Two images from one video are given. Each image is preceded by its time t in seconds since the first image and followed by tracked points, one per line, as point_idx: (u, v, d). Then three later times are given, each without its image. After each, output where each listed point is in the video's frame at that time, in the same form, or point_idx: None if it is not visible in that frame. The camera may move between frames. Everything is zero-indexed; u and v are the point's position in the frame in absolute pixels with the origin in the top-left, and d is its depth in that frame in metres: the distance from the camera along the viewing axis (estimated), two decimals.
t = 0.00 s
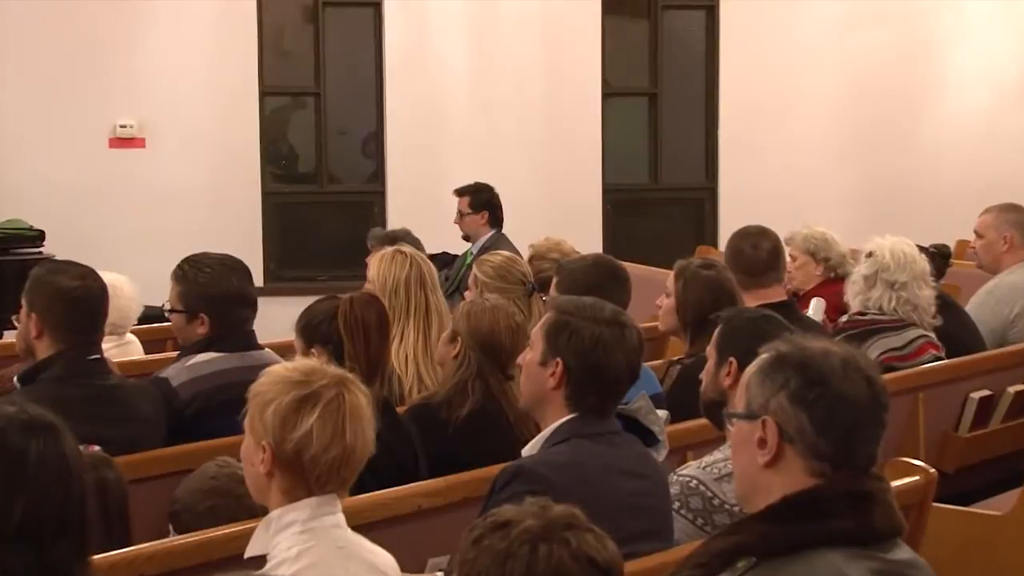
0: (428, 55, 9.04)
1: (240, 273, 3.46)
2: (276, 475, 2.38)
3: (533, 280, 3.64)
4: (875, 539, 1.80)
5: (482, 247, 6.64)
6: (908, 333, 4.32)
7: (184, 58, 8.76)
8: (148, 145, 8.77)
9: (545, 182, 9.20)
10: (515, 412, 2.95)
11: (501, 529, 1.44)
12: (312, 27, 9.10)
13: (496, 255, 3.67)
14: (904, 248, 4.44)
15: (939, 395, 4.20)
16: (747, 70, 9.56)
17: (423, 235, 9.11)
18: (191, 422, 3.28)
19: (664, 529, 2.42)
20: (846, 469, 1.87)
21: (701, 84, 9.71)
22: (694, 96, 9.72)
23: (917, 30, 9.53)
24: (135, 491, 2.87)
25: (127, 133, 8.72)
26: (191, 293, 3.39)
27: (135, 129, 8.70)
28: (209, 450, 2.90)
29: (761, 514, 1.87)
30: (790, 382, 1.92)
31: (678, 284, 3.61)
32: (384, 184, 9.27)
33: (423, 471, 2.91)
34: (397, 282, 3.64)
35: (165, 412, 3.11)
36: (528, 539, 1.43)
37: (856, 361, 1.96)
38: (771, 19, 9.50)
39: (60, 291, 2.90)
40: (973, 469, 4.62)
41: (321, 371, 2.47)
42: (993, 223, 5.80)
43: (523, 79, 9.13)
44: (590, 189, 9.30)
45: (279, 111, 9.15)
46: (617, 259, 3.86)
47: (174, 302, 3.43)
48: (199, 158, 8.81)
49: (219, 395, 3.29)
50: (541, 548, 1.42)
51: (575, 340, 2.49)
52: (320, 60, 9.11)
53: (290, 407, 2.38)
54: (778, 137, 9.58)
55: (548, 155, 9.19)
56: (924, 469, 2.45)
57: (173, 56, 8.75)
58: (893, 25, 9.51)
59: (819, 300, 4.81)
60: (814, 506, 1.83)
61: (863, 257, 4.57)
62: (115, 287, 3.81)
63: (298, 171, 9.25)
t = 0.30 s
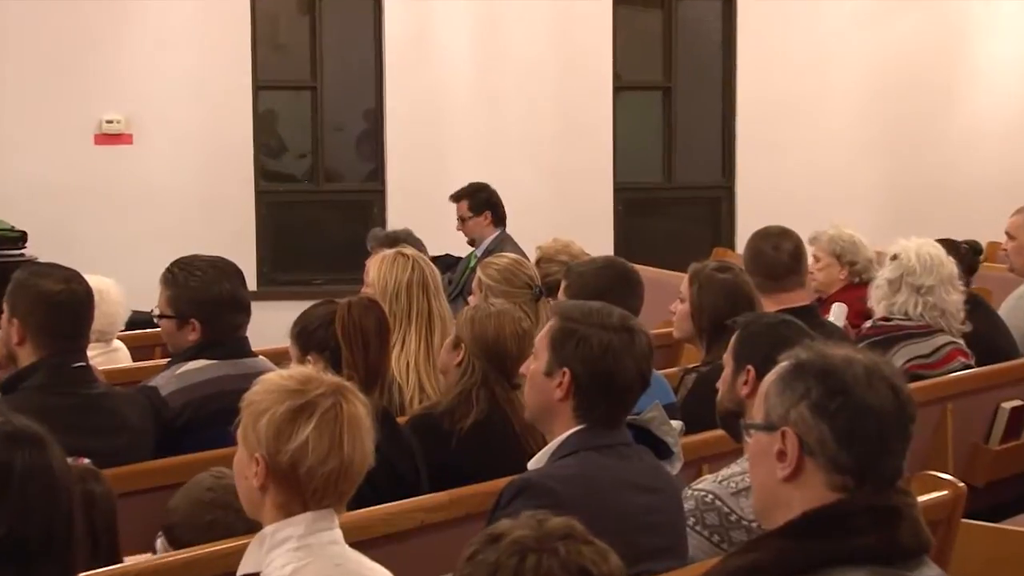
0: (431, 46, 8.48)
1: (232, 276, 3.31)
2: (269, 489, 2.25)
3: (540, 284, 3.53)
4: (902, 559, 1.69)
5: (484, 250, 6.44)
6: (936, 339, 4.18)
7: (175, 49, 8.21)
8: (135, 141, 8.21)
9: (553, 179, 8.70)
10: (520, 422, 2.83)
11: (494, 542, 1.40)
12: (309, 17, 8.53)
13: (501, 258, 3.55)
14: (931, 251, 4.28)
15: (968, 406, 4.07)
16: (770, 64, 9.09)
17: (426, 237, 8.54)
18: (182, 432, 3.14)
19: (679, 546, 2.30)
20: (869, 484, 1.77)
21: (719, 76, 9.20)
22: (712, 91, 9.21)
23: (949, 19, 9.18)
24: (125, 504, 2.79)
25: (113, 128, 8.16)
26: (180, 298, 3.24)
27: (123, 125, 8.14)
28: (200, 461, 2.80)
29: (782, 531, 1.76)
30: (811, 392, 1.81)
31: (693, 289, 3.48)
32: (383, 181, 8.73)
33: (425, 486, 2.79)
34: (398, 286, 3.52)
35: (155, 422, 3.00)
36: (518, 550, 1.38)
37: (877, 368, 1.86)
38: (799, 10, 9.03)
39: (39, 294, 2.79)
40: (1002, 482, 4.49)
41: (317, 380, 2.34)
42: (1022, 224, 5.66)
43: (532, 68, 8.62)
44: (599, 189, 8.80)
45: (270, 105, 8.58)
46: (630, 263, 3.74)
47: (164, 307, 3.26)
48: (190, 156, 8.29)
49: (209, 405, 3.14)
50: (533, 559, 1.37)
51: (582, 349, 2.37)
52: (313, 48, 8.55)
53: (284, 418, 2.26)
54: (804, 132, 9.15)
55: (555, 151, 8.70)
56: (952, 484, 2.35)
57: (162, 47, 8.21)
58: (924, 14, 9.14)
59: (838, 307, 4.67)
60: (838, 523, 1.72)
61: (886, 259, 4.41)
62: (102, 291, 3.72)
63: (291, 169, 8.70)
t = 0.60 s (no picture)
0: (437, 36, 8.25)
1: (228, 278, 3.12)
2: (265, 502, 2.14)
3: (549, 287, 3.39)
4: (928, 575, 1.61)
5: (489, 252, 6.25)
6: (970, 344, 3.98)
7: (169, 39, 7.93)
8: (123, 135, 7.90)
9: (561, 174, 8.44)
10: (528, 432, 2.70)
11: (489, 562, 1.27)
12: (306, 7, 8.26)
13: (509, 259, 3.43)
14: (965, 251, 4.13)
15: (1000, 415, 3.93)
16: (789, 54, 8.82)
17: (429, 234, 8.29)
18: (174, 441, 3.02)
19: (698, 563, 2.17)
20: (898, 497, 1.67)
21: (738, 67, 8.88)
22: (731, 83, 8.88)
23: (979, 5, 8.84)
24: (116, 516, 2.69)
25: (100, 122, 7.85)
26: (172, 303, 3.06)
27: (111, 118, 7.83)
28: (190, 471, 2.70)
29: (805, 548, 1.67)
30: (837, 400, 1.71)
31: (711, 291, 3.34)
32: (385, 179, 8.43)
33: (428, 499, 2.68)
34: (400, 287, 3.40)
35: (147, 431, 2.90)
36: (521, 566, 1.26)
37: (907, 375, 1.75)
38: None
39: (22, 297, 2.69)
40: None
41: (315, 388, 2.22)
42: None
43: (539, 58, 8.39)
44: (608, 185, 8.54)
45: (273, 98, 8.32)
46: (645, 264, 3.61)
47: (155, 311, 3.08)
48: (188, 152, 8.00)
49: (202, 414, 3.01)
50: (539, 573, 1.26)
51: (594, 356, 2.25)
52: (315, 40, 8.29)
53: (281, 428, 2.14)
54: (826, 122, 8.85)
55: (563, 147, 8.45)
56: (986, 496, 2.22)
57: (153, 39, 7.92)
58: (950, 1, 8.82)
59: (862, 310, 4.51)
60: (864, 538, 1.64)
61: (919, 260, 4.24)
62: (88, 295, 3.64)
63: (293, 166, 8.41)
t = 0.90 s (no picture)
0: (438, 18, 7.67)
1: (218, 282, 2.96)
2: (260, 516, 2.02)
3: (558, 289, 3.30)
4: None
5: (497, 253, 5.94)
6: (1003, 350, 3.79)
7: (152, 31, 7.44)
8: (110, 129, 7.43)
9: (573, 171, 7.87)
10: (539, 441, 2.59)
11: None
12: None
13: (517, 259, 3.31)
14: (998, 252, 3.95)
15: None
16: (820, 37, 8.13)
17: (432, 233, 7.73)
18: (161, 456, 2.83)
19: None
20: (927, 511, 1.56)
21: (759, 51, 8.27)
22: (753, 71, 8.28)
23: None
24: (102, 531, 2.58)
25: (85, 116, 7.38)
26: (160, 309, 2.90)
27: (96, 112, 7.36)
28: (179, 484, 2.59)
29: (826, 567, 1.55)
30: (862, 409, 1.59)
31: (729, 294, 3.20)
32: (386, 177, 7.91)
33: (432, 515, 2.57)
34: (401, 290, 3.27)
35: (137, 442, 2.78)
36: None
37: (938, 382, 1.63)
38: None
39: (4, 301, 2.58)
40: None
41: (311, 396, 2.11)
42: None
43: (549, 44, 7.80)
44: (624, 179, 7.95)
45: (268, 91, 7.79)
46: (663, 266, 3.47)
47: (143, 318, 2.92)
48: (178, 149, 7.52)
49: (194, 425, 2.85)
50: None
51: (602, 361, 2.15)
52: (311, 29, 7.74)
53: (276, 438, 2.03)
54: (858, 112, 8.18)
55: (577, 139, 7.86)
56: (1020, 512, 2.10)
57: (135, 35, 7.43)
58: None
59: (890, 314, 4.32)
60: (890, 557, 1.52)
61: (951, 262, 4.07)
62: (73, 300, 3.54)
63: (287, 164, 7.88)
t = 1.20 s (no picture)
0: (437, 9, 7.47)
1: (206, 287, 2.85)
2: (251, 531, 1.91)
3: (566, 293, 3.19)
4: None
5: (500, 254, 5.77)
6: None
7: (143, 25, 7.30)
8: (91, 124, 7.30)
9: (578, 167, 7.62)
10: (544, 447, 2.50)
11: None
12: None
13: (521, 261, 3.19)
14: None
15: None
16: (836, 23, 7.81)
17: (428, 232, 7.53)
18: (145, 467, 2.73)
19: None
20: (954, 529, 1.44)
21: (777, 39, 7.95)
22: (769, 62, 7.96)
23: None
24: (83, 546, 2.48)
25: (66, 110, 7.25)
26: (144, 313, 2.80)
27: (78, 106, 7.23)
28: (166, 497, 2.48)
29: None
30: (887, 420, 1.48)
31: (746, 298, 3.00)
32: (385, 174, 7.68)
33: (432, 528, 2.45)
34: (401, 293, 3.17)
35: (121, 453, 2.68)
36: None
37: (967, 387, 1.52)
38: None
39: None
40: None
41: (304, 404, 2.00)
42: None
43: (553, 34, 7.56)
44: (629, 174, 7.67)
45: (263, 81, 7.61)
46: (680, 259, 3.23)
47: (128, 323, 2.82)
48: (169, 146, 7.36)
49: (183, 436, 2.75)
50: None
51: (601, 365, 2.05)
52: (305, 20, 7.54)
53: (268, 449, 1.92)
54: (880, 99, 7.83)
55: (585, 131, 7.61)
56: None
57: (128, 29, 7.29)
58: None
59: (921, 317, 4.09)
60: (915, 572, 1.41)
61: (982, 262, 3.73)
62: (55, 303, 3.44)
63: (278, 158, 7.66)
